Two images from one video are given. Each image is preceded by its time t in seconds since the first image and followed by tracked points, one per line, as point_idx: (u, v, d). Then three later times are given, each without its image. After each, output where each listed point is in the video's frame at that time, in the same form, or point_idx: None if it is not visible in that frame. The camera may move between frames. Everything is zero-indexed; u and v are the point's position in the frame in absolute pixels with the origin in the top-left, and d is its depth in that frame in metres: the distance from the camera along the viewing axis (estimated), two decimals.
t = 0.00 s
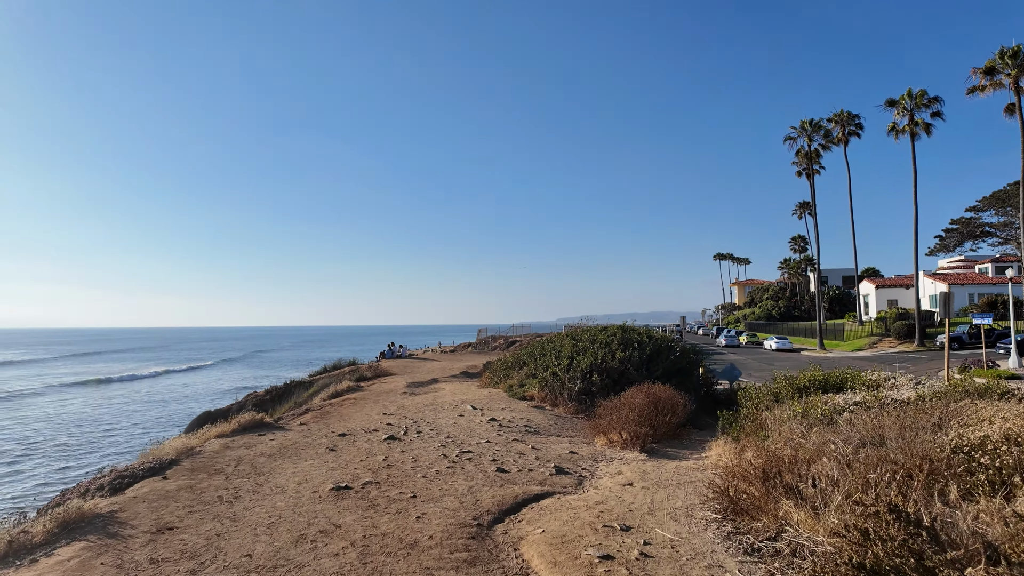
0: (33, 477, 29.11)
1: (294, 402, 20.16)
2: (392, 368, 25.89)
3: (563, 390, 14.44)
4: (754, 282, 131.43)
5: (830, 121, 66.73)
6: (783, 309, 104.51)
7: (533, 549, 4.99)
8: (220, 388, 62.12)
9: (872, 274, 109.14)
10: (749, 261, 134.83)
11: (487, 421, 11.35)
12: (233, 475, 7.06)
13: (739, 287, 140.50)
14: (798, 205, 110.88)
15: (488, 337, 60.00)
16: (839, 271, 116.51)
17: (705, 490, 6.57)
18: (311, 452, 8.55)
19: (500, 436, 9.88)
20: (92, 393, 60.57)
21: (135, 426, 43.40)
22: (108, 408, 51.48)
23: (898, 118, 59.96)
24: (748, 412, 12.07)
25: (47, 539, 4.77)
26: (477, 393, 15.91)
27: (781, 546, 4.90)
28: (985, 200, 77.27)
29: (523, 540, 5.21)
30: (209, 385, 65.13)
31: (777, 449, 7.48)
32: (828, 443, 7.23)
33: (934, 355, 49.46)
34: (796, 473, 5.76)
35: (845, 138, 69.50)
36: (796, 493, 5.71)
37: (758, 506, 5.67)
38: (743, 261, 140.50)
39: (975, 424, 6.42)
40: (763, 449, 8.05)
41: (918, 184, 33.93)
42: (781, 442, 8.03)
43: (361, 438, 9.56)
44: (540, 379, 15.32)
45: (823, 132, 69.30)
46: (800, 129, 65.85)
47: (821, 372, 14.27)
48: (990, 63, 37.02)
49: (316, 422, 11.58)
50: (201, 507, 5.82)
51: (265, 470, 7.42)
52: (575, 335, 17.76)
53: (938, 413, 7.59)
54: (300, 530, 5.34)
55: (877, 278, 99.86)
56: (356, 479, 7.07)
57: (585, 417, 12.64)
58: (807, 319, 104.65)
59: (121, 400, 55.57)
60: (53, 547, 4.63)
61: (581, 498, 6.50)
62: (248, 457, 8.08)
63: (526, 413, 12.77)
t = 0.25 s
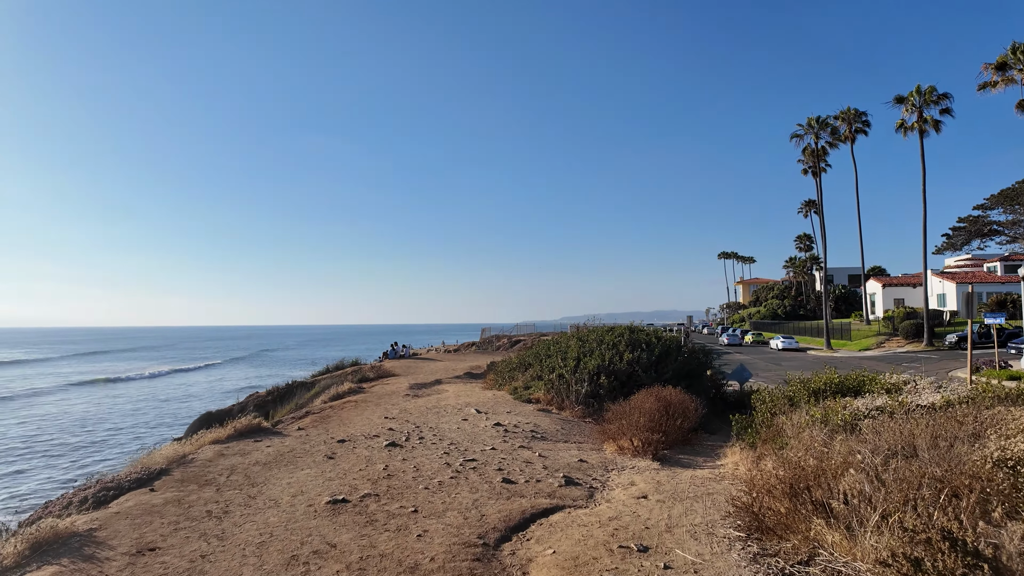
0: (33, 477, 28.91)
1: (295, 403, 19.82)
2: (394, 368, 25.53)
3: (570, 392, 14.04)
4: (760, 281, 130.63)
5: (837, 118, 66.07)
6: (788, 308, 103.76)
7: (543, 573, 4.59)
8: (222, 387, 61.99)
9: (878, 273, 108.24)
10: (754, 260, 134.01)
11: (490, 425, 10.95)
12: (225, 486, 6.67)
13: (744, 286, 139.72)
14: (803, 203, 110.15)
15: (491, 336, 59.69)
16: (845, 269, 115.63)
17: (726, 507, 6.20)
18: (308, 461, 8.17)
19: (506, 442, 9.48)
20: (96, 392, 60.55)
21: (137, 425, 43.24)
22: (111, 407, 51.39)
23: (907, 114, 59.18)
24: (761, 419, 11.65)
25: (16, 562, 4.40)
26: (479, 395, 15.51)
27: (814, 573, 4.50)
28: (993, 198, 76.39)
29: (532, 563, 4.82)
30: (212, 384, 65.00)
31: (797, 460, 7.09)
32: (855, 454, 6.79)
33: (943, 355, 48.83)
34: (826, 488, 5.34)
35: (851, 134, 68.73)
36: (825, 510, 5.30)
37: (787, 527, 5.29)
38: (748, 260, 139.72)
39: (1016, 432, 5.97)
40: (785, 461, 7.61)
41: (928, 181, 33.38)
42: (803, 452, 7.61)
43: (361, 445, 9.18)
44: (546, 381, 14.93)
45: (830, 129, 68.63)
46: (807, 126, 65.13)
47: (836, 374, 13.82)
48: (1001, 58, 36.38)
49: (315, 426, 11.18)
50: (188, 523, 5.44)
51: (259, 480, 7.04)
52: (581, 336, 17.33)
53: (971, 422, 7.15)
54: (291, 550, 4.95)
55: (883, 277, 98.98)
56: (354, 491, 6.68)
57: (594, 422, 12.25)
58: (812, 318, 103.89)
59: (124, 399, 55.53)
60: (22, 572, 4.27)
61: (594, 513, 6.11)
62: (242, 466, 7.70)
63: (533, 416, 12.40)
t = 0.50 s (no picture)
0: (39, 476, 28.80)
1: (301, 403, 19.54)
2: (400, 368, 25.20)
3: (580, 393, 13.64)
4: (768, 281, 129.68)
5: (848, 115, 65.29)
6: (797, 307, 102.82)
7: None
8: (229, 386, 61.96)
9: (888, 272, 107.11)
10: (761, 259, 133.05)
11: (500, 427, 10.55)
12: (222, 493, 6.31)
13: (752, 286, 138.79)
14: (812, 202, 109.12)
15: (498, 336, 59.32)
16: (854, 269, 114.51)
17: (758, 518, 5.82)
18: (311, 465, 7.81)
19: (517, 445, 9.08)
20: (103, 391, 60.72)
21: (143, 424, 43.18)
22: (118, 406, 51.44)
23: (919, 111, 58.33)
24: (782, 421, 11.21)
25: None
26: (487, 396, 15.12)
27: None
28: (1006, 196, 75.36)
29: None
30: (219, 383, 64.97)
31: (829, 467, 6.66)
32: (893, 460, 6.35)
33: (957, 355, 48.06)
34: (869, 498, 4.93)
35: (862, 132, 67.95)
36: (869, 523, 4.89)
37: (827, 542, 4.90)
38: (755, 259, 138.75)
39: None
40: (814, 468, 7.17)
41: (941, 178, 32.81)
42: (833, 458, 7.18)
43: (366, 448, 8.80)
44: (555, 381, 14.54)
45: (840, 126, 67.82)
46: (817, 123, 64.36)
47: (857, 374, 13.34)
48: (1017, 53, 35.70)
49: (319, 428, 10.83)
50: (181, 533, 5.09)
51: (259, 486, 6.67)
52: (591, 335, 16.93)
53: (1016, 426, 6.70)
54: (291, 565, 4.58)
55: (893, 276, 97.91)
56: (359, 497, 6.31)
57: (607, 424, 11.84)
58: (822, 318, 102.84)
59: (132, 398, 55.61)
60: None
61: (614, 523, 5.73)
62: (241, 470, 7.35)
63: (543, 417, 12.00)
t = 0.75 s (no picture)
0: (44, 476, 28.69)
1: (305, 406, 19.22)
2: (406, 369, 24.88)
3: (591, 396, 13.23)
4: (776, 281, 128.58)
5: (859, 113, 64.45)
6: (806, 307, 101.77)
7: None
8: (236, 387, 61.98)
9: (898, 272, 105.93)
10: (769, 259, 132.13)
11: (508, 432, 10.16)
12: (217, 506, 5.99)
13: (760, 285, 137.68)
14: (821, 201, 107.98)
15: (505, 336, 58.92)
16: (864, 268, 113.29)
17: (790, 539, 5.39)
18: (311, 473, 7.46)
19: (526, 452, 8.69)
20: (111, 391, 60.88)
21: (150, 424, 43.13)
22: (125, 406, 51.48)
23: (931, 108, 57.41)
24: (802, 427, 10.76)
25: None
26: (495, 398, 14.73)
27: None
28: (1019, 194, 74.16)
29: None
30: (225, 383, 64.97)
31: (862, 480, 6.22)
32: (931, 471, 5.91)
33: (971, 355, 47.21)
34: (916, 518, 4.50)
35: (873, 130, 67.06)
36: (916, 546, 4.47)
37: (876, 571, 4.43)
38: (763, 259, 137.73)
39: None
40: (844, 479, 6.74)
41: (955, 176, 32.16)
42: (864, 469, 6.74)
43: (369, 455, 8.44)
44: (565, 384, 14.14)
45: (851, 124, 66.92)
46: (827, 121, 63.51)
47: (878, 377, 12.84)
48: None
49: (322, 432, 10.49)
50: (168, 552, 4.76)
51: (256, 499, 6.33)
52: (601, 336, 16.50)
53: None
54: None
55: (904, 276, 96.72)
56: (360, 511, 5.95)
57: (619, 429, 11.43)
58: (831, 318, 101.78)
59: (139, 398, 55.69)
60: None
61: (633, 542, 5.34)
62: (239, 479, 7.02)
63: (554, 422, 11.60)
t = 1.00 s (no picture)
0: (46, 476, 28.49)
1: (306, 405, 18.90)
2: (409, 367, 24.56)
3: (599, 396, 12.86)
4: (781, 279, 127.72)
5: (866, 109, 63.66)
6: (812, 305, 101.01)
7: None
8: (239, 386, 61.85)
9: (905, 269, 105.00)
10: (774, 257, 131.28)
11: (514, 433, 9.80)
12: (206, 513, 5.66)
13: (765, 283, 136.78)
14: (827, 198, 107.08)
15: (509, 334, 58.56)
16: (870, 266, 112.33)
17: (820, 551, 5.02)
18: (308, 478, 7.11)
19: (533, 454, 8.34)
20: (116, 390, 60.86)
21: (154, 423, 42.99)
22: (128, 405, 51.38)
23: (941, 103, 56.62)
24: (819, 428, 10.37)
25: None
26: (499, 398, 14.37)
27: None
28: None
29: None
30: (229, 382, 64.87)
31: (893, 487, 5.82)
32: (968, 477, 5.54)
33: (981, 354, 46.52)
34: (963, 531, 4.13)
35: (880, 127, 66.26)
36: (962, 561, 4.09)
37: None
38: (769, 257, 136.82)
39: None
40: (871, 486, 6.36)
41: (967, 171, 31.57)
42: (894, 474, 6.34)
43: (370, 457, 8.11)
44: (571, 383, 13.77)
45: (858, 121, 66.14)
46: (834, 117, 62.78)
47: (896, 375, 12.40)
48: None
49: (321, 433, 10.14)
50: (150, 565, 4.43)
51: (249, 505, 6.00)
52: (608, 334, 16.12)
53: None
54: None
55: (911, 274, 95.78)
56: (358, 518, 5.61)
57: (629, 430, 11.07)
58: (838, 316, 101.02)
59: (142, 397, 55.59)
60: None
61: (650, 553, 4.98)
62: (232, 484, 6.70)
63: (561, 422, 11.26)
